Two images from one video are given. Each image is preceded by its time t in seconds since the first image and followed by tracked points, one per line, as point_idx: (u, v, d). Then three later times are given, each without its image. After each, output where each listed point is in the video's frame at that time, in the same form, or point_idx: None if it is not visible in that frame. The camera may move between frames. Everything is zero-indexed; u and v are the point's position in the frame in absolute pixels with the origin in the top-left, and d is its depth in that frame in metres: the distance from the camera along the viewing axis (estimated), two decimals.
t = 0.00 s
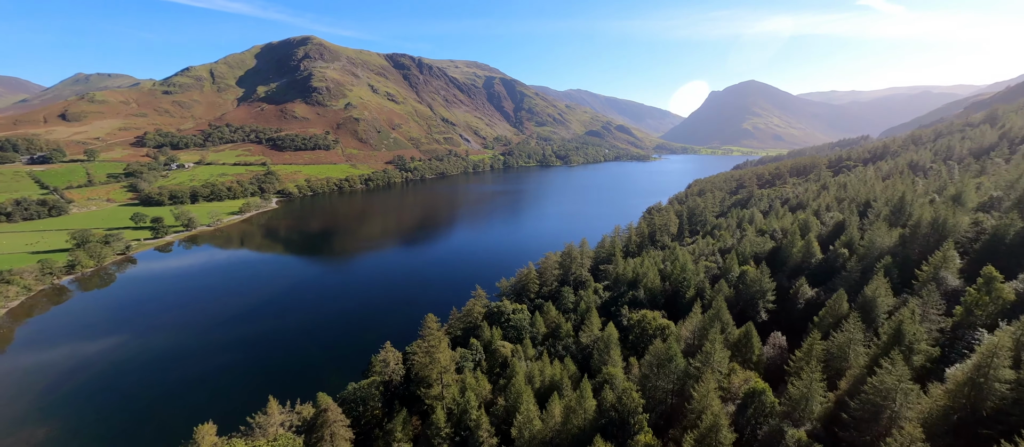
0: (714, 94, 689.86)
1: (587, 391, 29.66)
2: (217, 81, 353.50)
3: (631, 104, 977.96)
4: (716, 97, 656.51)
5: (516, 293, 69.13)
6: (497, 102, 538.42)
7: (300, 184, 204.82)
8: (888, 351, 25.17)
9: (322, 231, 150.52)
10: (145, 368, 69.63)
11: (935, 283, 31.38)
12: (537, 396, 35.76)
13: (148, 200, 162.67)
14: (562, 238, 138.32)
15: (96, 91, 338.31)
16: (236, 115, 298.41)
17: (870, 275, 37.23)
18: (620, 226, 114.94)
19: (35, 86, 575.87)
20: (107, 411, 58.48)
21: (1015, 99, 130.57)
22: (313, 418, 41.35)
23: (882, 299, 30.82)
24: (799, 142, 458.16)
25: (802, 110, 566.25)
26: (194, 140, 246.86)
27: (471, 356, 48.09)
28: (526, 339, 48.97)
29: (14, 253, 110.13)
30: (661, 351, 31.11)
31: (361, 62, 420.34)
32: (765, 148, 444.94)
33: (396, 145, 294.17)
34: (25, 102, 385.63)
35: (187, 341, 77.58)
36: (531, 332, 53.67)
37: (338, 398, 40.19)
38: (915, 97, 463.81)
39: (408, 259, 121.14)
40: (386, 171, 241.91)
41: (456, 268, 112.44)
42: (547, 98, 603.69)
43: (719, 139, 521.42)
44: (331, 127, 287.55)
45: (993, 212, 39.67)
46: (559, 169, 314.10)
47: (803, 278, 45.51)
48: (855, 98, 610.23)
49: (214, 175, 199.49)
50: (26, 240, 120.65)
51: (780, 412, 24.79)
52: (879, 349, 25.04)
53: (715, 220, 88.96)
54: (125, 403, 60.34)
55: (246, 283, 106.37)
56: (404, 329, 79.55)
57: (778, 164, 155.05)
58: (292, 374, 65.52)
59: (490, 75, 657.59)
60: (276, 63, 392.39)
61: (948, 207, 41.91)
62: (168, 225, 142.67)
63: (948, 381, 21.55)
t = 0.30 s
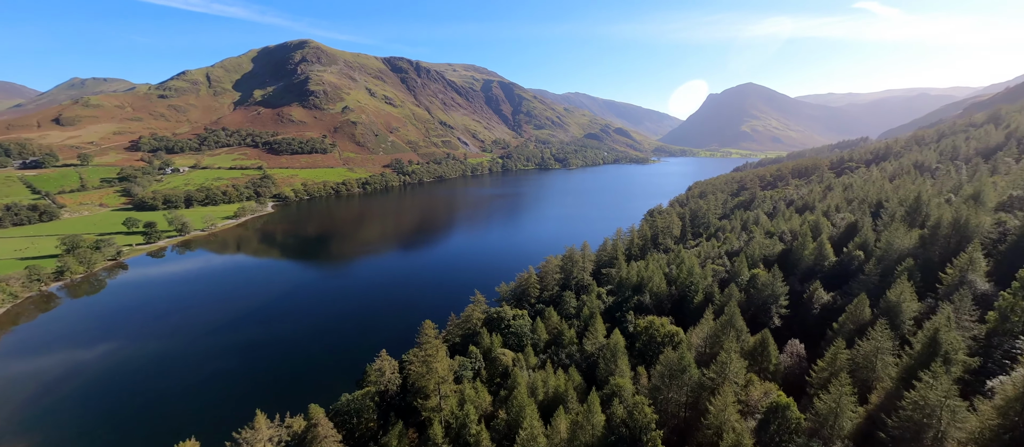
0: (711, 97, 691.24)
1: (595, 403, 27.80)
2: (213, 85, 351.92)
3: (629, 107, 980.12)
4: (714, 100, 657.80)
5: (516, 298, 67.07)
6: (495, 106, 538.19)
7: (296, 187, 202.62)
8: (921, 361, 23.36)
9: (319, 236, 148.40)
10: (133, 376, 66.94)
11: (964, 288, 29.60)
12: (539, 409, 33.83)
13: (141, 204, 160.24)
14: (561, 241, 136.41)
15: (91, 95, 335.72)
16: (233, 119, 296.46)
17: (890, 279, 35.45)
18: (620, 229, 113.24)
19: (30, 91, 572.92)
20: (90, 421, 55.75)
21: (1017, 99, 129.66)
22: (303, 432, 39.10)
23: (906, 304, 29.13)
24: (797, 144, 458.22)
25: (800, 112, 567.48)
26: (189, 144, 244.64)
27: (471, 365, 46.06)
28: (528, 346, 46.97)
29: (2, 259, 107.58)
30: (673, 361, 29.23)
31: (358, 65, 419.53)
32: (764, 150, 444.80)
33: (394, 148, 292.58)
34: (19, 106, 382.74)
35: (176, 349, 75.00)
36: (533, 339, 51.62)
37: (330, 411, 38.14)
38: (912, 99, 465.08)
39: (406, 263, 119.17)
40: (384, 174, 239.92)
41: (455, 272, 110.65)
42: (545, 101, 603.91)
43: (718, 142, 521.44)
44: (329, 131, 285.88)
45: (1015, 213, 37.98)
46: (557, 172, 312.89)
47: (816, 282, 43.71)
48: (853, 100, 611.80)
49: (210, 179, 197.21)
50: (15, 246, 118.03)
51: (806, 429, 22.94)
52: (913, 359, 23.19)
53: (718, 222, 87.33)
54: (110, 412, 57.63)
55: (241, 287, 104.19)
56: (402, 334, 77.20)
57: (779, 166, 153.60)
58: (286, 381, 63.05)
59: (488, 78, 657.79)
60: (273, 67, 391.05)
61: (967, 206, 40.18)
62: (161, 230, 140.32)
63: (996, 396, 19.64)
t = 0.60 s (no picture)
0: (709, 100, 692.71)
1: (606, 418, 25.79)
2: (209, 89, 350.16)
3: (627, 110, 982.42)
4: (712, 103, 659.51)
5: (516, 303, 64.99)
6: (493, 109, 537.95)
7: (293, 191, 200.39)
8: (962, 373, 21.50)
9: (316, 240, 146.24)
10: (120, 383, 64.14)
11: (996, 292, 27.77)
12: (543, 423, 31.85)
13: (134, 209, 157.70)
14: (562, 244, 134.63)
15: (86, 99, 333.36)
16: (229, 123, 294.27)
17: (914, 282, 33.54)
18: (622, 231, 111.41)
19: (26, 96, 570.23)
20: (73, 430, 52.95)
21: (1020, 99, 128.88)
22: (293, 446, 36.72)
23: (935, 310, 27.37)
24: (796, 147, 458.79)
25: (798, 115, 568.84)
26: (185, 148, 242.27)
27: (470, 374, 43.89)
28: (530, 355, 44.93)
29: None
30: (688, 372, 27.34)
31: (356, 69, 418.71)
32: (763, 153, 444.92)
33: (392, 152, 290.77)
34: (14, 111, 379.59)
35: (167, 355, 72.32)
36: (534, 346, 49.67)
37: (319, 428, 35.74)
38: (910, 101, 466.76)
39: (405, 266, 117.33)
40: (381, 178, 237.91)
41: (455, 276, 108.89)
42: (543, 104, 604.24)
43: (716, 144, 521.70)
44: (326, 134, 284.12)
45: None
46: (556, 175, 311.71)
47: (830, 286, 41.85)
48: (851, 103, 613.78)
49: (205, 183, 194.83)
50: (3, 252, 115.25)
51: None
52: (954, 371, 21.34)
53: (722, 224, 85.52)
54: (93, 422, 54.76)
55: (236, 292, 102.02)
56: (401, 340, 74.87)
57: (781, 168, 152.30)
58: (279, 388, 60.46)
59: (486, 81, 658.33)
60: (270, 71, 389.67)
61: (988, 206, 38.45)
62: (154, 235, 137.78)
63: None
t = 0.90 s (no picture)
0: (708, 102, 694.02)
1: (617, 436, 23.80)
2: (206, 93, 348.38)
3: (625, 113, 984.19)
4: (710, 106, 660.80)
5: (516, 308, 62.97)
6: (491, 112, 537.42)
7: (289, 196, 198.30)
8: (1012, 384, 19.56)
9: (313, 244, 143.89)
10: (106, 391, 61.41)
11: None
12: (548, 440, 29.75)
13: (127, 214, 155.17)
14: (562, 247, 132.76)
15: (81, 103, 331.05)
16: (225, 127, 292.25)
17: (939, 287, 31.72)
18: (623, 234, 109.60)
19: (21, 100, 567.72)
20: (60, 439, 50.79)
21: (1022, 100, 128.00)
22: None
23: (967, 317, 25.53)
24: (795, 149, 458.63)
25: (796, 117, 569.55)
26: (180, 152, 240.03)
27: (468, 384, 41.79)
28: (531, 364, 42.92)
29: None
30: (702, 385, 25.62)
31: (354, 72, 417.85)
32: (762, 156, 444.46)
33: (390, 156, 289.16)
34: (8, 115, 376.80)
35: (158, 363, 69.71)
36: (536, 353, 47.70)
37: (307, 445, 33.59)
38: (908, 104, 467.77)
39: (404, 270, 115.47)
40: (379, 181, 236.05)
41: (455, 279, 107.12)
42: (542, 107, 604.55)
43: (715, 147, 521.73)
44: (323, 138, 282.46)
45: None
46: (555, 178, 310.32)
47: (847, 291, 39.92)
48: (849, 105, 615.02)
49: (200, 187, 192.39)
50: None
51: None
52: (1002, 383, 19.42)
53: (726, 227, 83.81)
54: (77, 432, 52.08)
55: (231, 297, 100.02)
56: (399, 345, 72.53)
57: (782, 170, 151.08)
58: (277, 394, 58.71)
59: (484, 84, 658.83)
60: (267, 75, 388.32)
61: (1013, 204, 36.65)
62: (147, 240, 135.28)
63: None
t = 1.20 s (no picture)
0: (706, 105, 695.58)
1: None
2: (202, 97, 346.67)
3: (623, 116, 984.82)
4: (708, 109, 662.10)
5: (516, 314, 61.09)
6: (490, 115, 536.90)
7: (285, 200, 196.05)
8: None
9: (310, 248, 141.79)
10: (92, 399, 58.72)
11: None
12: None
13: (120, 218, 152.67)
14: (563, 250, 131.09)
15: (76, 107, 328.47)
16: (221, 131, 289.92)
17: (965, 291, 29.94)
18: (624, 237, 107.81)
19: (15, 104, 563.80)
20: None
21: None
22: None
23: (1003, 324, 23.84)
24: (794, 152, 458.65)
25: (794, 120, 570.58)
26: (175, 156, 237.77)
27: (468, 394, 39.83)
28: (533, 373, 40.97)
29: None
30: (721, 397, 23.76)
31: (351, 76, 416.92)
32: (761, 158, 444.34)
33: (388, 159, 287.20)
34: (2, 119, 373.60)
35: (147, 370, 67.10)
36: (538, 361, 45.70)
37: None
38: (905, 106, 469.14)
39: (403, 274, 113.59)
40: (377, 185, 234.04)
41: (456, 283, 105.45)
42: (540, 110, 604.18)
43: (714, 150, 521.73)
44: (320, 141, 280.70)
45: None
46: (554, 181, 308.95)
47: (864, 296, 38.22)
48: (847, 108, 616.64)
49: (195, 191, 190.08)
50: None
51: None
52: None
53: (730, 230, 82.13)
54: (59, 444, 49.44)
55: (226, 301, 97.83)
56: (397, 350, 70.39)
57: (784, 172, 149.73)
58: (276, 399, 57.14)
59: (482, 88, 658.82)
60: (264, 78, 386.96)
61: None
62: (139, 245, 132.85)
63: None
